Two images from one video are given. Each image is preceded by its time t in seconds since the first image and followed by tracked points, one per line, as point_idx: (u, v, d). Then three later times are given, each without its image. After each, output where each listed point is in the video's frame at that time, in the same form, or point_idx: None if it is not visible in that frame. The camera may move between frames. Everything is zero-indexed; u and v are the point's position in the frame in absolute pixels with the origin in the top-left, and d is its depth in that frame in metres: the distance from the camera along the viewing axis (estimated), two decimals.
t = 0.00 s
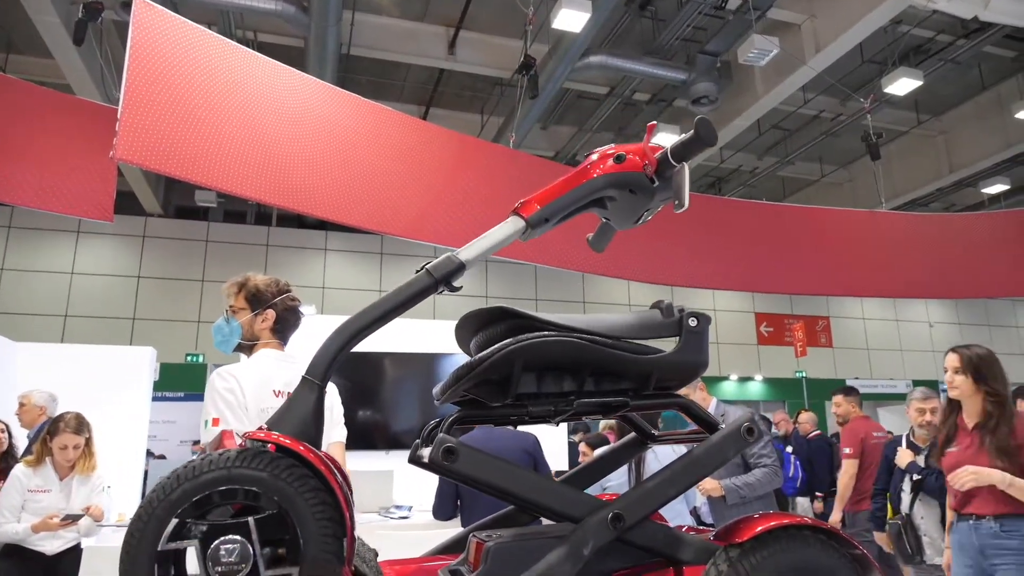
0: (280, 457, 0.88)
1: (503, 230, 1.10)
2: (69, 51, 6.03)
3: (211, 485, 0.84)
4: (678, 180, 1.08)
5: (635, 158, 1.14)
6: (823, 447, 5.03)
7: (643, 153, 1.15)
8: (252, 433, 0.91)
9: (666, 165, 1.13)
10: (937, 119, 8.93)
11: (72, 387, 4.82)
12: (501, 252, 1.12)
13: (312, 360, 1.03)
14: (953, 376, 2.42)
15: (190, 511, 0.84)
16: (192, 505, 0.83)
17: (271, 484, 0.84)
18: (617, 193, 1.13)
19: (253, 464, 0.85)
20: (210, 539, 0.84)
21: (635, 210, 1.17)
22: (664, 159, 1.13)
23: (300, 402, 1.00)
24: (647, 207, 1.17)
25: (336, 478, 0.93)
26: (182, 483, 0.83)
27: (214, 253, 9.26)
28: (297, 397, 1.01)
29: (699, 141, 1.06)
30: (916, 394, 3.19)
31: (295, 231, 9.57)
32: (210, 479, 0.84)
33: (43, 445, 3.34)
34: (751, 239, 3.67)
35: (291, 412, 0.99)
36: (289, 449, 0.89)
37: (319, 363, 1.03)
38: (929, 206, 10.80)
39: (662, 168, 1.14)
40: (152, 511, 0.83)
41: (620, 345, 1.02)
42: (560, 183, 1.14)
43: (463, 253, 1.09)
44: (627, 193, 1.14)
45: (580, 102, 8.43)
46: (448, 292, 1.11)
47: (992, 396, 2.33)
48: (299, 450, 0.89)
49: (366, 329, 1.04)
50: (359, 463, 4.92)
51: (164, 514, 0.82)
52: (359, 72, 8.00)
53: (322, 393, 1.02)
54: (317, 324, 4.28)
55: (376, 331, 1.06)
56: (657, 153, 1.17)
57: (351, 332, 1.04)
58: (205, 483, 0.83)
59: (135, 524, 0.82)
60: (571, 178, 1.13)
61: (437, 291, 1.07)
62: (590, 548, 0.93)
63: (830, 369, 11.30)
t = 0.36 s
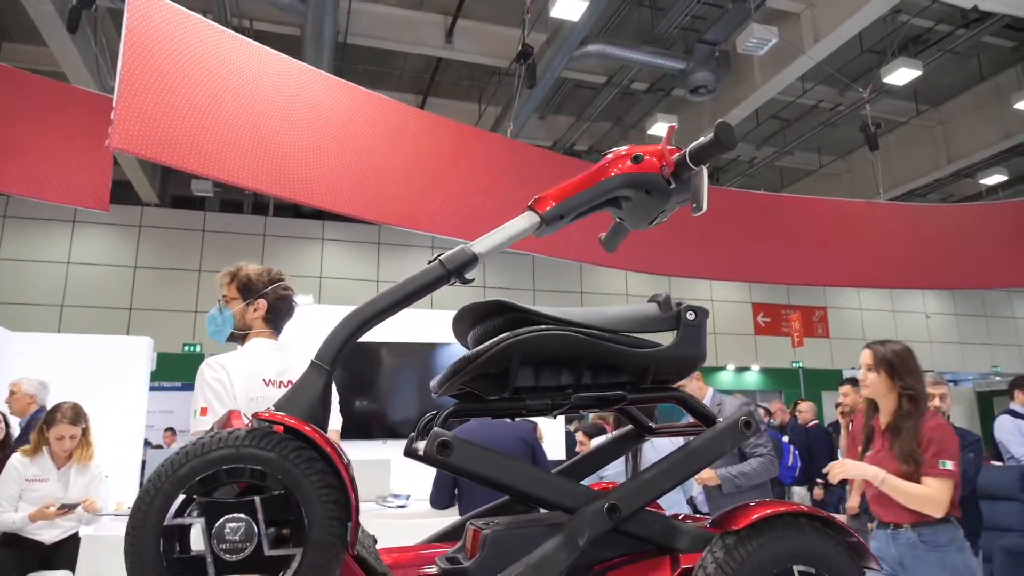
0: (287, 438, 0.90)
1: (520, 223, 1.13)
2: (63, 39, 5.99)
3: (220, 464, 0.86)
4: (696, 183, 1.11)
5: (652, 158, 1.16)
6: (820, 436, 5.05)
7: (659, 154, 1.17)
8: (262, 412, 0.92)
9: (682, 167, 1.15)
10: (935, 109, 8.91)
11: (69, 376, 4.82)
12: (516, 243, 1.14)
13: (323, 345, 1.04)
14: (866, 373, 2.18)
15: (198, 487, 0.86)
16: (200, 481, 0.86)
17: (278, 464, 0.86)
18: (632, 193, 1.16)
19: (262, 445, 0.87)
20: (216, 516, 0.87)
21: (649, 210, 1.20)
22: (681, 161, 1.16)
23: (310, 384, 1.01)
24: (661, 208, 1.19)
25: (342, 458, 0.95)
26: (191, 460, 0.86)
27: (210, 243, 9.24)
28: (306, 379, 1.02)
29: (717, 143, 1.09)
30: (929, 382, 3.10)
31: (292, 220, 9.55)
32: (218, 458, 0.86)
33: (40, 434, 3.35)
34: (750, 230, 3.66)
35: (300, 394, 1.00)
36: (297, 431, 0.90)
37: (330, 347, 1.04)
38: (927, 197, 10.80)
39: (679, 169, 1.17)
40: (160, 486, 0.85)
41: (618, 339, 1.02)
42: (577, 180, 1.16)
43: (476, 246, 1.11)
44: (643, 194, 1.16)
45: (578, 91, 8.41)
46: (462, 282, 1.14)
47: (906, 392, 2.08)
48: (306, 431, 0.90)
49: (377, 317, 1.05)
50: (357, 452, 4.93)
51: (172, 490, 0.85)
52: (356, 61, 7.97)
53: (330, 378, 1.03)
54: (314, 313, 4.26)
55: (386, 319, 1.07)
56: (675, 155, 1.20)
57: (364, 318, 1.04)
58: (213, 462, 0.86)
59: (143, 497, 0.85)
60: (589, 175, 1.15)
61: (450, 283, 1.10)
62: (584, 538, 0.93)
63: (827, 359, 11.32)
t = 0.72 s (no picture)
0: (294, 414, 0.90)
1: (533, 214, 1.13)
2: (56, 23, 5.94)
3: (228, 437, 0.86)
4: (713, 182, 1.10)
5: (670, 158, 1.15)
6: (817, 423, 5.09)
7: (676, 151, 1.16)
8: (270, 388, 0.93)
9: (699, 167, 1.14)
10: (934, 96, 8.88)
11: (66, 361, 4.83)
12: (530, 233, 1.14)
13: (331, 326, 1.04)
14: (746, 350, 2.17)
15: (204, 459, 0.87)
16: (206, 454, 0.86)
17: (285, 440, 0.87)
18: (647, 190, 1.15)
19: (270, 420, 0.87)
20: (221, 489, 0.87)
21: (664, 210, 1.19)
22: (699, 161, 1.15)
23: (314, 364, 1.01)
24: (677, 207, 1.18)
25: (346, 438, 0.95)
26: (199, 432, 0.86)
27: (206, 228, 9.21)
28: (312, 359, 1.02)
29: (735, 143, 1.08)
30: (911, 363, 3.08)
31: (289, 206, 9.51)
32: (225, 432, 0.86)
33: (36, 419, 3.34)
34: (746, 216, 3.66)
35: (307, 373, 1.00)
36: (304, 408, 0.90)
37: (338, 329, 1.04)
38: (924, 184, 10.80)
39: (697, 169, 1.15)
40: (168, 457, 0.86)
41: (615, 328, 1.03)
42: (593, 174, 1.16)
43: (488, 234, 1.12)
44: (659, 191, 1.16)
45: (575, 76, 8.37)
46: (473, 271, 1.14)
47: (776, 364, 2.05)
48: (314, 408, 0.90)
49: (386, 300, 1.05)
50: (355, 437, 4.95)
51: (178, 462, 0.85)
52: (353, 45, 7.91)
53: (338, 359, 1.04)
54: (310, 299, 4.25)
55: (395, 303, 1.07)
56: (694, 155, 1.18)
57: (373, 301, 1.05)
58: (220, 435, 0.86)
59: (149, 467, 0.85)
60: (605, 170, 1.15)
61: (461, 270, 1.11)
62: (580, 523, 0.94)
63: (823, 345, 11.37)
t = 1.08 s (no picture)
0: (301, 390, 0.91)
1: (546, 206, 1.12)
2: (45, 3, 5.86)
3: (235, 409, 0.87)
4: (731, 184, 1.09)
5: (686, 157, 1.14)
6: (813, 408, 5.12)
7: (693, 150, 1.14)
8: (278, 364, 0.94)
9: (715, 167, 1.13)
10: (931, 81, 8.84)
11: (60, 344, 4.82)
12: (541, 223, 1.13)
13: (339, 306, 1.04)
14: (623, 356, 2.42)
15: (210, 430, 0.87)
16: (212, 424, 0.87)
17: (291, 415, 0.87)
18: (662, 187, 1.13)
19: (277, 394, 0.88)
20: (225, 460, 0.87)
21: (677, 207, 1.17)
22: (716, 161, 1.13)
23: (319, 342, 1.01)
24: (691, 206, 1.17)
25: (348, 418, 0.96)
26: (206, 402, 0.87)
27: (200, 212, 9.16)
28: (319, 338, 1.02)
29: (755, 147, 1.06)
30: (866, 346, 3.06)
31: (283, 189, 9.46)
32: (232, 403, 0.87)
33: (31, 402, 3.34)
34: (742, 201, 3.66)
35: (312, 351, 1.00)
36: (312, 384, 0.91)
37: (347, 309, 1.04)
38: (920, 170, 10.80)
39: (712, 170, 1.13)
40: (174, 425, 0.86)
41: (611, 317, 1.03)
42: (609, 168, 1.14)
43: (501, 223, 1.11)
44: (673, 190, 1.14)
45: (571, 59, 8.32)
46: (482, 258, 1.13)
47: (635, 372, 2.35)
48: (320, 385, 0.91)
49: (394, 284, 1.05)
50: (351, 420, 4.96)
51: (184, 430, 0.86)
52: (348, 27, 7.84)
53: (345, 339, 1.04)
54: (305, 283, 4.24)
55: (403, 287, 1.06)
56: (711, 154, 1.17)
57: (381, 285, 1.04)
58: (227, 406, 0.87)
59: (155, 434, 0.85)
60: (621, 165, 1.13)
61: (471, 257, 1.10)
62: (573, 506, 0.95)
63: (817, 330, 11.41)
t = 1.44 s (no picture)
0: (309, 361, 0.91)
1: (556, 198, 1.11)
2: None
3: (242, 378, 0.87)
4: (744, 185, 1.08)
5: (701, 153, 1.12)
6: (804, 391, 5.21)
7: (708, 148, 1.13)
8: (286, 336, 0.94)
9: (730, 165, 1.11)
10: (928, 64, 8.81)
11: (53, 326, 4.80)
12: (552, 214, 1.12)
13: (347, 284, 1.04)
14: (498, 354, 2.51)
15: (217, 397, 0.88)
16: (218, 391, 0.87)
17: (297, 386, 0.88)
18: (674, 184, 1.12)
19: (284, 365, 0.88)
20: (229, 428, 0.87)
21: (689, 204, 1.16)
22: (731, 159, 1.11)
23: (329, 318, 1.02)
24: (702, 204, 1.16)
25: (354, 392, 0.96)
26: (213, 369, 0.87)
27: (193, 193, 9.09)
28: (329, 314, 1.02)
29: (771, 148, 1.04)
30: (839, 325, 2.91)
31: (276, 170, 9.40)
32: (239, 372, 0.87)
33: (25, 383, 3.33)
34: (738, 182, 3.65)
35: (319, 327, 1.00)
36: (320, 357, 0.91)
37: (354, 288, 1.04)
38: (915, 153, 10.81)
39: (727, 168, 1.12)
40: (181, 390, 0.87)
41: (605, 302, 1.03)
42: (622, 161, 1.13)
43: (515, 210, 1.12)
44: (685, 186, 1.12)
45: (566, 40, 8.26)
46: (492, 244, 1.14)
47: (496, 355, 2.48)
48: (328, 357, 0.91)
49: (400, 266, 1.05)
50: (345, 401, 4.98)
51: (190, 396, 0.87)
52: (341, 6, 7.75)
53: (353, 316, 1.04)
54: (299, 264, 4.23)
55: (407, 271, 1.06)
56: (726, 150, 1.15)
57: (388, 267, 1.04)
58: (233, 375, 0.87)
59: (162, 398, 0.86)
60: (634, 159, 1.12)
61: (481, 244, 1.11)
62: (565, 487, 0.95)
63: (810, 312, 11.46)
